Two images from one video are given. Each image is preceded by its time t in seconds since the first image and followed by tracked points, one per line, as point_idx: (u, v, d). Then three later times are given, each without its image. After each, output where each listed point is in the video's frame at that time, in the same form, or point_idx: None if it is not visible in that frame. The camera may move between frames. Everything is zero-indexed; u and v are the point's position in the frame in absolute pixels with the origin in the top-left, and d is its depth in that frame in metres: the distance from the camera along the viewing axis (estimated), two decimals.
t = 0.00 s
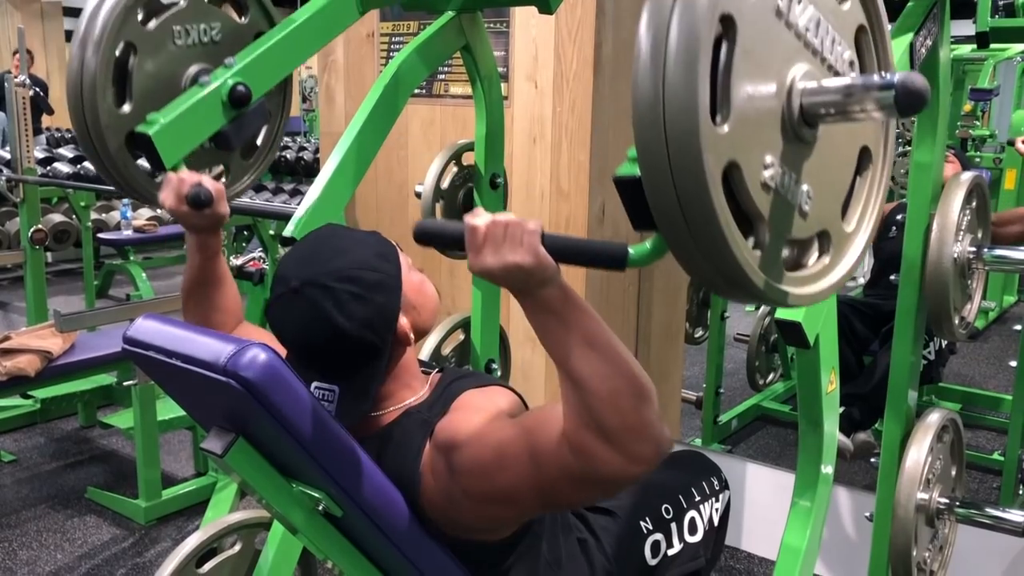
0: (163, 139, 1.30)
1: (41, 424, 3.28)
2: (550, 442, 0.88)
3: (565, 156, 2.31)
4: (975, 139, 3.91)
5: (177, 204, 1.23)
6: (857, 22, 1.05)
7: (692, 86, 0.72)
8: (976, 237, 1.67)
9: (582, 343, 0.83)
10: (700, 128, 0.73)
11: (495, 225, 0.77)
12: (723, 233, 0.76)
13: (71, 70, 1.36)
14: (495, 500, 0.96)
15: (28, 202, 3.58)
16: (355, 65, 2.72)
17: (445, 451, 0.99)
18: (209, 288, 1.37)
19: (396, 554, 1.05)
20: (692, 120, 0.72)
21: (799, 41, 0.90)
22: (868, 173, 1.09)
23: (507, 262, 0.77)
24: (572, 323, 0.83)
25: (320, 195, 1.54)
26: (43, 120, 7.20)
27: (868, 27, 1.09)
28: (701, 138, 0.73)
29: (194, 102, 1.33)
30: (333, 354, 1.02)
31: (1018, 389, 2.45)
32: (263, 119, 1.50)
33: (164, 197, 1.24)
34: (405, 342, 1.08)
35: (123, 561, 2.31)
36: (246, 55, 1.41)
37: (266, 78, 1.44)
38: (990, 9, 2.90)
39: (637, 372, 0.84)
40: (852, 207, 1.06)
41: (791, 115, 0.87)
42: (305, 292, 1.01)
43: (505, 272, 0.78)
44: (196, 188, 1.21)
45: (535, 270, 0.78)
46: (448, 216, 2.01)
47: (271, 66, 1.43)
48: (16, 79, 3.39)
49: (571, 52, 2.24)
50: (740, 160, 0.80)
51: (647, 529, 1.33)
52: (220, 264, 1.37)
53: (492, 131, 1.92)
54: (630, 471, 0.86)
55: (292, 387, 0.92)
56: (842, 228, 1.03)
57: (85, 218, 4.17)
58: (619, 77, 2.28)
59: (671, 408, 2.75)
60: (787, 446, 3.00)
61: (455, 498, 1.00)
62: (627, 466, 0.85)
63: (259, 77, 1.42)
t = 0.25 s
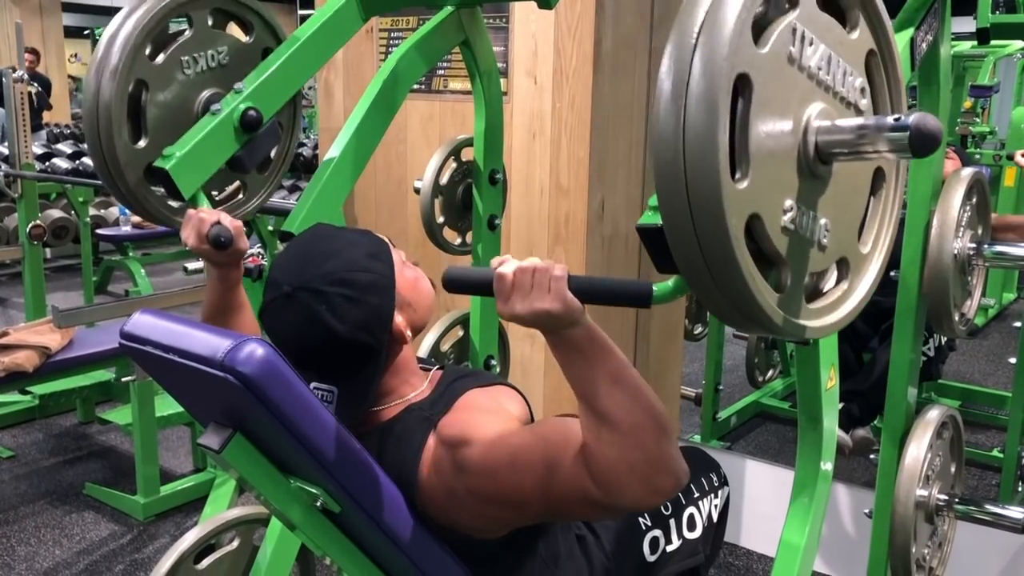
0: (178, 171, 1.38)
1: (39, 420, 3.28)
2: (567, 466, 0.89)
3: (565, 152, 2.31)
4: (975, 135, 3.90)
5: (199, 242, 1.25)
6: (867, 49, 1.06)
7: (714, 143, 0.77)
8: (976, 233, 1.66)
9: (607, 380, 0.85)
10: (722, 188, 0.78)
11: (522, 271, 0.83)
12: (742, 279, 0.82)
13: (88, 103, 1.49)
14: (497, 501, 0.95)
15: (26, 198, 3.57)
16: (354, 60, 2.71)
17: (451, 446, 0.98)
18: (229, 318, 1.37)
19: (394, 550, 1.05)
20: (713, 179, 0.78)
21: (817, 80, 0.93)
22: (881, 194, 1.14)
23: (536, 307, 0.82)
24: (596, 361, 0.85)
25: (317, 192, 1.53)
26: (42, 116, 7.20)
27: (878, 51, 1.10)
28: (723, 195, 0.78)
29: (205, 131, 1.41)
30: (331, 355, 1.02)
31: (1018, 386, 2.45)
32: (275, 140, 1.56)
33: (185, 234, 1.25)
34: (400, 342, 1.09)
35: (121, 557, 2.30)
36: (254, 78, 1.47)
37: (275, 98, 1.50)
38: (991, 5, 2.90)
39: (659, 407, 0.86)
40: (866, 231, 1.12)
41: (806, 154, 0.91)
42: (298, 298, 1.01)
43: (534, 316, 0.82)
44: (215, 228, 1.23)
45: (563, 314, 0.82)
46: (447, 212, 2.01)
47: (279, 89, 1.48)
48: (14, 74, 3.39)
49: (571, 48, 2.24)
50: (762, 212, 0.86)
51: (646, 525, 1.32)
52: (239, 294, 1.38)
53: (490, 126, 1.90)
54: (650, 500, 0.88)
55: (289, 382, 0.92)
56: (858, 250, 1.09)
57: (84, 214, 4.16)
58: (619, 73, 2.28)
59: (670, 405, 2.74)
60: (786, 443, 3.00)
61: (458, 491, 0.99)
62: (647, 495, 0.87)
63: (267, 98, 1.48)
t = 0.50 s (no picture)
0: (157, 127, 1.32)
1: (38, 416, 3.27)
2: (542, 430, 0.87)
3: (565, 148, 2.30)
4: (975, 133, 3.90)
5: (173, 191, 1.23)
6: None
7: (691, 75, 0.71)
8: (978, 231, 1.66)
9: (577, 326, 0.82)
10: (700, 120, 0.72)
11: (489, 206, 0.77)
12: (724, 220, 0.75)
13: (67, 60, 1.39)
14: (494, 486, 0.94)
15: (26, 194, 3.57)
16: (354, 57, 2.71)
17: (440, 443, 0.99)
18: (206, 276, 1.36)
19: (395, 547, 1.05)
20: (690, 112, 0.71)
21: (801, 25, 0.89)
22: (868, 151, 1.09)
23: (501, 242, 0.76)
24: (566, 307, 0.82)
25: (316, 191, 1.52)
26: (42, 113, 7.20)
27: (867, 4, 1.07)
28: (701, 129, 0.72)
29: (190, 89, 1.37)
30: (327, 356, 1.01)
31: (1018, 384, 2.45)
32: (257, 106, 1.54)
33: (159, 184, 1.24)
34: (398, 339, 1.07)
35: (120, 553, 2.30)
36: (242, 44, 1.45)
37: (261, 68, 1.47)
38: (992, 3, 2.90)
39: (632, 354, 0.84)
40: (854, 188, 1.06)
41: (790, 99, 0.87)
42: (292, 300, 1.00)
43: (501, 254, 0.77)
44: (191, 175, 1.21)
45: (531, 252, 0.77)
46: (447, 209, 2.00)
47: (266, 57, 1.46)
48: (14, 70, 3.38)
49: (571, 44, 2.23)
50: (741, 152, 0.79)
51: (646, 523, 1.32)
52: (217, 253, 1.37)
53: (491, 123, 1.90)
54: (621, 454, 0.84)
55: (290, 378, 0.91)
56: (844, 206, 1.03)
57: (83, 210, 4.16)
58: (618, 70, 2.27)
59: (670, 402, 2.74)
60: (786, 440, 3.00)
61: (457, 487, 0.99)
62: (618, 448, 0.84)
63: (252, 67, 1.46)
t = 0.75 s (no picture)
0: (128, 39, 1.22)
1: (39, 416, 3.27)
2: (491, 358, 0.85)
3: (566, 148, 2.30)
4: (976, 133, 3.90)
5: (136, 84, 1.15)
6: None
7: None
8: (980, 231, 1.66)
9: (517, 232, 0.78)
10: None
11: (439, 77, 0.73)
12: (696, 117, 0.73)
13: None
14: (480, 465, 0.93)
15: (26, 193, 3.56)
16: (355, 55, 2.70)
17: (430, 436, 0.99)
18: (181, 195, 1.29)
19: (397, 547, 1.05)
20: None
21: None
22: (854, 83, 1.02)
23: (448, 114, 0.72)
24: (514, 207, 0.78)
25: (317, 190, 1.53)
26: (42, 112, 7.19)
27: None
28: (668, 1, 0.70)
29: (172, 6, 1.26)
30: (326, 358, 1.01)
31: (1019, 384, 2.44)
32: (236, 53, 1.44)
33: (121, 79, 1.15)
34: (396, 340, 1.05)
35: (120, 553, 2.30)
36: None
37: (247, 11, 1.39)
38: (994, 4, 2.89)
39: (570, 262, 0.80)
40: (834, 112, 1.01)
41: None
42: (288, 307, 1.00)
43: (447, 126, 0.72)
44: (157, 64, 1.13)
45: (478, 128, 0.73)
46: (448, 208, 2.00)
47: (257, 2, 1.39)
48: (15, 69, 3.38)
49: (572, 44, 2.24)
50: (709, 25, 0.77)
51: (648, 523, 1.32)
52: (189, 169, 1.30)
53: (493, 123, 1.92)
54: (552, 365, 0.82)
55: (293, 379, 0.91)
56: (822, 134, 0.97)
57: (84, 209, 4.16)
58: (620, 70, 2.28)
59: (671, 402, 2.74)
60: (787, 440, 3.00)
61: (452, 487, 0.99)
62: (544, 359, 0.82)
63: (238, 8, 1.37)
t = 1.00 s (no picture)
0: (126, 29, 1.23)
1: (38, 416, 3.27)
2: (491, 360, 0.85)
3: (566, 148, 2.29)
4: (975, 133, 3.89)
5: (131, 73, 1.15)
6: None
7: None
8: (980, 231, 1.66)
9: (515, 231, 0.78)
10: None
11: (436, 73, 0.72)
12: (692, 107, 0.72)
13: None
14: (478, 467, 0.93)
15: (25, 194, 3.56)
16: (354, 55, 2.70)
17: (430, 436, 0.99)
18: (179, 186, 1.29)
19: (394, 546, 1.04)
20: None
21: None
22: (852, 86, 1.03)
23: (445, 110, 0.71)
24: (510, 206, 0.77)
25: (316, 191, 1.52)
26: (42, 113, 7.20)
27: None
28: None
29: None
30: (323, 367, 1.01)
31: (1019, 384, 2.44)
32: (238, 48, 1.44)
33: (116, 69, 1.15)
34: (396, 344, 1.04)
35: (120, 554, 2.29)
36: None
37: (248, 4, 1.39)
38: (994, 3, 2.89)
39: (567, 262, 0.80)
40: (832, 113, 1.01)
41: None
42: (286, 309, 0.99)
43: (443, 123, 0.72)
44: (153, 52, 1.12)
45: (475, 124, 0.72)
46: (448, 208, 2.00)
47: None
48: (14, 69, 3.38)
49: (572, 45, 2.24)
50: (705, 8, 0.77)
51: (648, 524, 1.32)
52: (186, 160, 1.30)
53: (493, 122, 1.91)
54: (550, 366, 0.82)
55: (291, 379, 0.91)
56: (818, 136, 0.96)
57: (83, 210, 4.15)
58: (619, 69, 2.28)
59: (671, 401, 2.74)
60: (787, 440, 3.00)
61: (451, 486, 0.98)
62: (543, 359, 0.81)
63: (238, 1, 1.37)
